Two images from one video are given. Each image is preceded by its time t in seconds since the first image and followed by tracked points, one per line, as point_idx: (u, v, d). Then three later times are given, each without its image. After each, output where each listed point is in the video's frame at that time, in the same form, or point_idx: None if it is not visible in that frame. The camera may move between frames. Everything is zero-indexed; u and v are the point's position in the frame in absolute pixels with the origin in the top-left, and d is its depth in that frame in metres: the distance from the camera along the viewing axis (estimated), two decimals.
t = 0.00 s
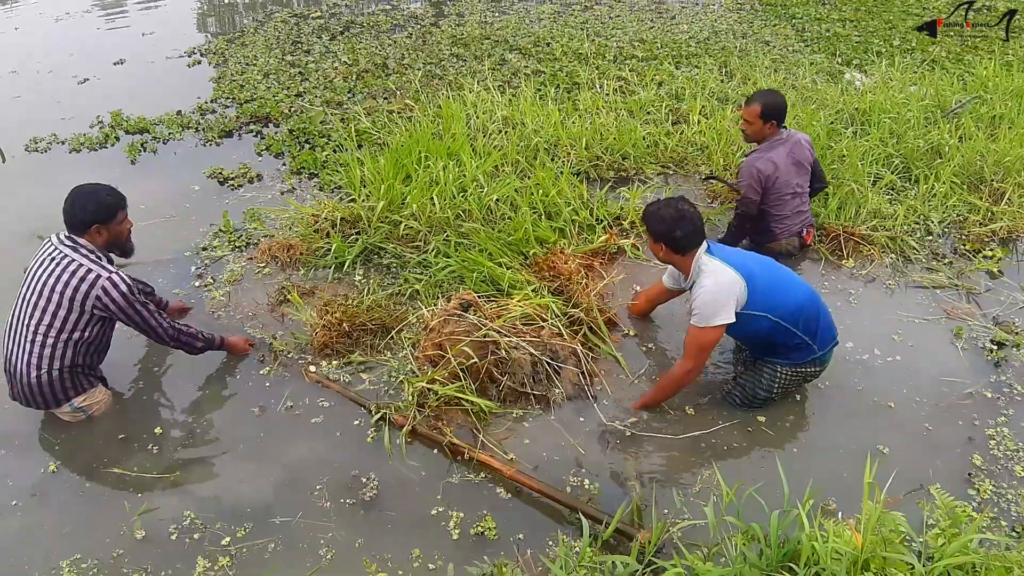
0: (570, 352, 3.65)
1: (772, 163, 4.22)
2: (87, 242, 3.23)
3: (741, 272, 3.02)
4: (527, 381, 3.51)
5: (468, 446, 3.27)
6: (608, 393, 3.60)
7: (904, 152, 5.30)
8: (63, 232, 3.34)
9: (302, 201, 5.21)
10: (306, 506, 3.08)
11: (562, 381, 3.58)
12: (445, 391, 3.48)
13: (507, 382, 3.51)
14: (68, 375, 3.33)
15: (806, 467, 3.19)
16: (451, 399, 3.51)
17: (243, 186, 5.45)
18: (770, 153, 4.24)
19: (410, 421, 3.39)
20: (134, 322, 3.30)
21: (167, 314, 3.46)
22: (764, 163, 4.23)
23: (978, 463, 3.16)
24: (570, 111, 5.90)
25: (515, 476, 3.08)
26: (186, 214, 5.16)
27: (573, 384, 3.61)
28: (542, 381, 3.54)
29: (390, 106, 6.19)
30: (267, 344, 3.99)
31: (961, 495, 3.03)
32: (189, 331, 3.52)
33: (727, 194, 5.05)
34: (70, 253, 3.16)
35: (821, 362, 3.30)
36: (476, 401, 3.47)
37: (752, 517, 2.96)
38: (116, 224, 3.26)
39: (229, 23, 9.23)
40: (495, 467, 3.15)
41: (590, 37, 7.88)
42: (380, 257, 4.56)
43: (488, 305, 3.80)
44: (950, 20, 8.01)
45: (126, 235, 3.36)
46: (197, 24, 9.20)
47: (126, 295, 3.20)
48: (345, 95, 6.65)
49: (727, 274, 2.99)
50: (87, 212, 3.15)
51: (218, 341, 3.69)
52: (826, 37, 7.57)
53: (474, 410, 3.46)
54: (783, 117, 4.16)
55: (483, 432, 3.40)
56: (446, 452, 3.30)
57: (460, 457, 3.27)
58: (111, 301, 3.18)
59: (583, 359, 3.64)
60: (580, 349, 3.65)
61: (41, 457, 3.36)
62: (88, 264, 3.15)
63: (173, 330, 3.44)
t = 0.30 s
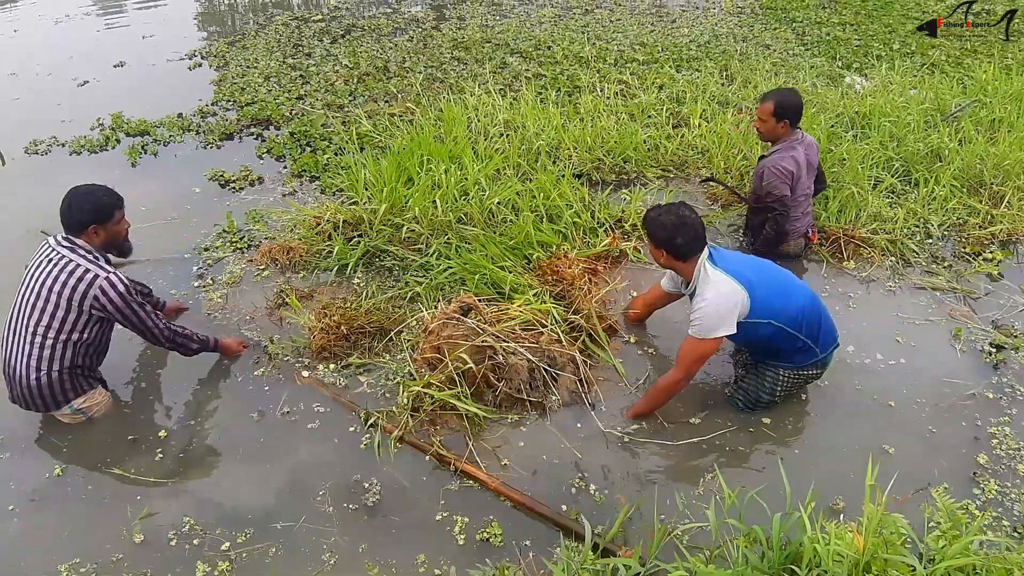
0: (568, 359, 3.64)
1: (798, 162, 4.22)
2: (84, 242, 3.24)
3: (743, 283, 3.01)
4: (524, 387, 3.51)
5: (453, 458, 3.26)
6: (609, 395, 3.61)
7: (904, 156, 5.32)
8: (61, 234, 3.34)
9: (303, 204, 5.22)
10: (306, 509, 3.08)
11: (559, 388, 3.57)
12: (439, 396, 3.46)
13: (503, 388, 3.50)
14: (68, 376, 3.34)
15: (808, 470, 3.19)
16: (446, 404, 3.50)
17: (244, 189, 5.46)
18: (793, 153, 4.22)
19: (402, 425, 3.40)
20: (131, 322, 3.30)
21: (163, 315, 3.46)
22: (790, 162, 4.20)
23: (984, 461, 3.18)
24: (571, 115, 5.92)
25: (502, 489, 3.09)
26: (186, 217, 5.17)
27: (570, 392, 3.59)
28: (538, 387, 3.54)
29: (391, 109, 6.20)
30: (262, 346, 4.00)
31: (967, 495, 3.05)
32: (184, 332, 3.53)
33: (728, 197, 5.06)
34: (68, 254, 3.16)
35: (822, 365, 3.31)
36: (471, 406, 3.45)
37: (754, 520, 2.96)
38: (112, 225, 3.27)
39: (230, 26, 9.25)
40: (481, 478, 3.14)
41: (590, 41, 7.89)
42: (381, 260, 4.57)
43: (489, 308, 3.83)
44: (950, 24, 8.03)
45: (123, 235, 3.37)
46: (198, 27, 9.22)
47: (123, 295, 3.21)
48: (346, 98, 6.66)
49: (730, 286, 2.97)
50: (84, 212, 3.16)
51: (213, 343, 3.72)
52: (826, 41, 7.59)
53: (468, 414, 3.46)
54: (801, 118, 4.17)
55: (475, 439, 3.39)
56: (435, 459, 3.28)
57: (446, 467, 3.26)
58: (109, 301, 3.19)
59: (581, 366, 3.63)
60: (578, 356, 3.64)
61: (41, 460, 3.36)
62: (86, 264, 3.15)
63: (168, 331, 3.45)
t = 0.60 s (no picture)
0: (562, 365, 3.63)
1: (803, 168, 4.23)
2: (82, 243, 3.24)
3: (737, 287, 2.99)
4: (517, 392, 3.50)
5: (441, 463, 3.24)
6: (608, 398, 3.61)
7: (904, 158, 5.32)
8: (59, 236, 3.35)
9: (303, 206, 5.22)
10: (306, 514, 3.08)
11: (552, 394, 3.56)
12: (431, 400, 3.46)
13: (495, 393, 3.50)
14: (67, 378, 3.34)
15: (808, 473, 3.18)
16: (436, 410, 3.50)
17: (244, 191, 5.46)
18: (795, 157, 4.22)
19: (392, 428, 3.40)
20: (128, 324, 3.30)
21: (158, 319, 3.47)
22: (795, 167, 4.21)
23: (987, 459, 3.19)
24: (571, 117, 5.92)
25: (489, 496, 3.08)
26: (187, 219, 5.17)
27: (563, 398, 3.58)
28: (531, 393, 3.52)
29: (391, 112, 6.21)
30: (256, 349, 4.00)
31: (971, 495, 3.05)
32: (179, 335, 3.53)
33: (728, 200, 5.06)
34: (66, 255, 3.16)
35: (817, 368, 3.31)
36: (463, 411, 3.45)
37: (754, 523, 2.96)
38: (110, 226, 3.27)
39: (231, 29, 9.26)
40: (468, 485, 3.13)
41: (590, 43, 7.90)
42: (381, 262, 4.57)
43: (485, 312, 3.88)
44: (949, 27, 8.04)
45: (121, 236, 3.38)
46: (199, 30, 9.24)
47: (121, 296, 3.21)
48: (346, 101, 6.67)
49: (724, 289, 2.95)
50: (81, 213, 3.17)
51: (208, 346, 3.70)
52: (826, 43, 7.60)
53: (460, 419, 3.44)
54: (797, 120, 4.15)
55: (466, 445, 3.37)
56: (422, 464, 3.28)
57: (433, 473, 3.24)
58: (106, 303, 3.19)
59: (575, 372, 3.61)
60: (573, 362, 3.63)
61: (41, 464, 3.36)
62: (83, 265, 3.15)
63: (163, 334, 3.46)
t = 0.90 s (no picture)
0: (556, 370, 3.61)
1: (788, 179, 4.20)
2: (80, 244, 3.24)
3: (731, 294, 2.98)
4: (509, 396, 3.49)
5: (430, 468, 3.23)
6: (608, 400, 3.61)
7: (905, 160, 5.31)
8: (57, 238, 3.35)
9: (304, 208, 5.23)
10: (305, 517, 3.08)
11: (545, 399, 3.54)
12: (422, 403, 3.46)
13: (487, 396, 3.48)
14: (67, 380, 3.34)
15: (810, 475, 3.17)
16: (427, 413, 3.50)
17: (245, 193, 5.46)
18: (782, 170, 4.20)
19: (384, 431, 3.41)
20: (126, 326, 3.31)
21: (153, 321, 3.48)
22: (784, 180, 4.19)
23: (993, 459, 3.19)
24: (571, 119, 5.93)
25: (479, 505, 3.05)
26: (187, 221, 5.17)
27: (556, 403, 3.55)
28: (523, 397, 3.52)
29: (392, 115, 6.21)
30: (250, 350, 4.00)
31: (976, 495, 3.05)
32: (174, 337, 3.55)
33: (728, 202, 5.06)
34: (64, 256, 3.16)
35: (811, 375, 3.29)
36: (455, 414, 3.44)
37: (753, 526, 2.96)
38: (107, 226, 3.27)
39: (232, 32, 9.28)
40: (459, 493, 3.10)
41: (590, 46, 7.91)
42: (381, 264, 4.57)
43: (480, 315, 3.83)
44: (950, 29, 8.04)
45: (118, 236, 3.38)
46: (200, 33, 9.26)
47: (119, 297, 3.21)
48: (347, 103, 6.67)
49: (718, 296, 2.94)
50: (79, 214, 3.17)
51: (202, 347, 3.71)
52: (826, 46, 7.60)
53: (451, 422, 3.44)
54: (783, 133, 4.12)
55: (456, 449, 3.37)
56: (410, 467, 3.26)
57: (422, 476, 3.23)
58: (104, 304, 3.19)
59: (569, 377, 3.60)
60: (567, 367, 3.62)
61: (39, 466, 3.35)
62: (81, 266, 3.15)
63: (159, 336, 3.47)
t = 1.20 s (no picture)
0: (550, 376, 3.58)
1: (788, 185, 4.18)
2: (80, 245, 3.24)
3: (722, 302, 2.96)
4: (501, 400, 3.48)
5: (414, 476, 3.20)
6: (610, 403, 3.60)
7: (907, 162, 5.30)
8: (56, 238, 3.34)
9: (306, 208, 5.22)
10: (305, 519, 3.07)
11: (538, 405, 3.50)
12: (413, 406, 3.44)
13: (479, 401, 3.47)
14: (67, 381, 3.33)
15: (813, 478, 3.17)
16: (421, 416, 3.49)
17: (247, 194, 5.46)
18: (780, 175, 4.19)
19: (374, 435, 3.40)
20: (124, 328, 3.31)
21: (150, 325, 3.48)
22: (783, 185, 4.18)
23: (999, 458, 3.20)
24: (573, 120, 5.93)
25: (461, 515, 3.00)
26: (188, 221, 5.17)
27: (549, 409, 3.52)
28: (516, 403, 3.49)
29: (394, 115, 6.21)
30: (245, 351, 4.00)
31: (982, 495, 3.06)
32: (170, 340, 3.55)
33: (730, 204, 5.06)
34: (64, 257, 3.16)
35: (801, 386, 3.26)
36: (445, 417, 3.43)
37: (756, 527, 2.95)
38: (107, 227, 3.27)
39: (233, 32, 9.27)
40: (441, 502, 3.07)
41: (592, 47, 7.91)
42: (382, 265, 4.57)
43: (477, 318, 3.83)
44: (951, 31, 8.04)
45: (118, 237, 3.37)
46: (201, 33, 9.26)
47: (118, 298, 3.21)
48: (349, 104, 6.67)
49: (708, 305, 2.92)
50: (79, 214, 3.16)
51: (197, 348, 3.72)
52: (827, 47, 7.60)
53: (442, 426, 3.43)
54: (778, 138, 4.12)
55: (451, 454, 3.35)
56: (393, 474, 3.24)
57: (404, 484, 3.20)
58: (104, 305, 3.19)
59: (563, 384, 3.56)
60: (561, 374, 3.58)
61: (38, 467, 3.34)
62: (81, 266, 3.15)
63: (156, 340, 3.47)
